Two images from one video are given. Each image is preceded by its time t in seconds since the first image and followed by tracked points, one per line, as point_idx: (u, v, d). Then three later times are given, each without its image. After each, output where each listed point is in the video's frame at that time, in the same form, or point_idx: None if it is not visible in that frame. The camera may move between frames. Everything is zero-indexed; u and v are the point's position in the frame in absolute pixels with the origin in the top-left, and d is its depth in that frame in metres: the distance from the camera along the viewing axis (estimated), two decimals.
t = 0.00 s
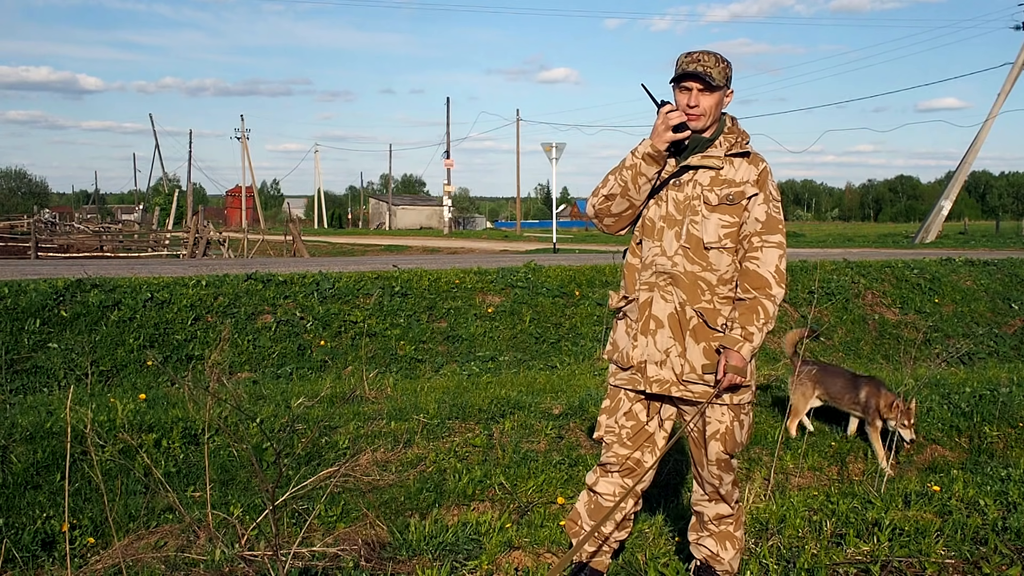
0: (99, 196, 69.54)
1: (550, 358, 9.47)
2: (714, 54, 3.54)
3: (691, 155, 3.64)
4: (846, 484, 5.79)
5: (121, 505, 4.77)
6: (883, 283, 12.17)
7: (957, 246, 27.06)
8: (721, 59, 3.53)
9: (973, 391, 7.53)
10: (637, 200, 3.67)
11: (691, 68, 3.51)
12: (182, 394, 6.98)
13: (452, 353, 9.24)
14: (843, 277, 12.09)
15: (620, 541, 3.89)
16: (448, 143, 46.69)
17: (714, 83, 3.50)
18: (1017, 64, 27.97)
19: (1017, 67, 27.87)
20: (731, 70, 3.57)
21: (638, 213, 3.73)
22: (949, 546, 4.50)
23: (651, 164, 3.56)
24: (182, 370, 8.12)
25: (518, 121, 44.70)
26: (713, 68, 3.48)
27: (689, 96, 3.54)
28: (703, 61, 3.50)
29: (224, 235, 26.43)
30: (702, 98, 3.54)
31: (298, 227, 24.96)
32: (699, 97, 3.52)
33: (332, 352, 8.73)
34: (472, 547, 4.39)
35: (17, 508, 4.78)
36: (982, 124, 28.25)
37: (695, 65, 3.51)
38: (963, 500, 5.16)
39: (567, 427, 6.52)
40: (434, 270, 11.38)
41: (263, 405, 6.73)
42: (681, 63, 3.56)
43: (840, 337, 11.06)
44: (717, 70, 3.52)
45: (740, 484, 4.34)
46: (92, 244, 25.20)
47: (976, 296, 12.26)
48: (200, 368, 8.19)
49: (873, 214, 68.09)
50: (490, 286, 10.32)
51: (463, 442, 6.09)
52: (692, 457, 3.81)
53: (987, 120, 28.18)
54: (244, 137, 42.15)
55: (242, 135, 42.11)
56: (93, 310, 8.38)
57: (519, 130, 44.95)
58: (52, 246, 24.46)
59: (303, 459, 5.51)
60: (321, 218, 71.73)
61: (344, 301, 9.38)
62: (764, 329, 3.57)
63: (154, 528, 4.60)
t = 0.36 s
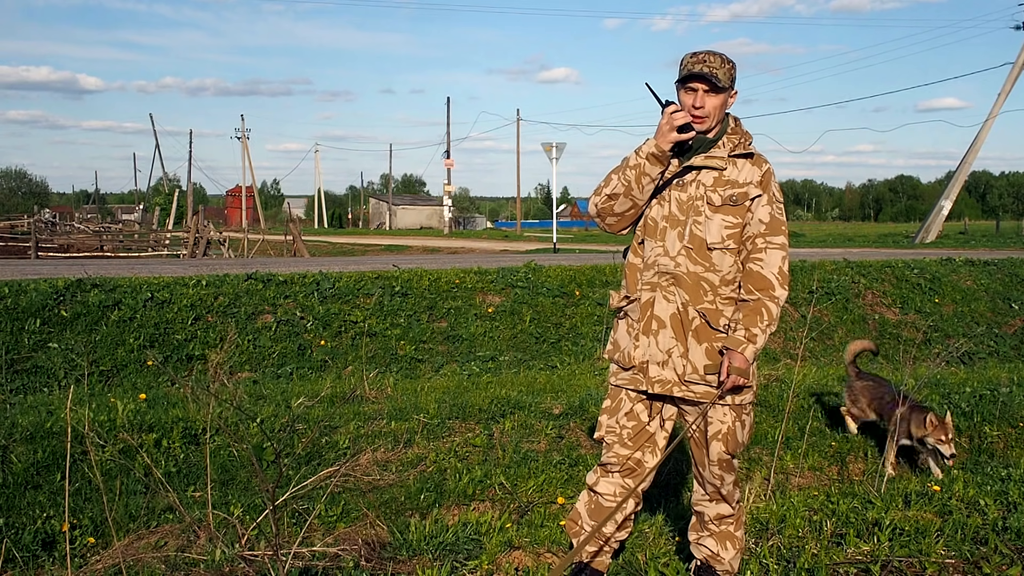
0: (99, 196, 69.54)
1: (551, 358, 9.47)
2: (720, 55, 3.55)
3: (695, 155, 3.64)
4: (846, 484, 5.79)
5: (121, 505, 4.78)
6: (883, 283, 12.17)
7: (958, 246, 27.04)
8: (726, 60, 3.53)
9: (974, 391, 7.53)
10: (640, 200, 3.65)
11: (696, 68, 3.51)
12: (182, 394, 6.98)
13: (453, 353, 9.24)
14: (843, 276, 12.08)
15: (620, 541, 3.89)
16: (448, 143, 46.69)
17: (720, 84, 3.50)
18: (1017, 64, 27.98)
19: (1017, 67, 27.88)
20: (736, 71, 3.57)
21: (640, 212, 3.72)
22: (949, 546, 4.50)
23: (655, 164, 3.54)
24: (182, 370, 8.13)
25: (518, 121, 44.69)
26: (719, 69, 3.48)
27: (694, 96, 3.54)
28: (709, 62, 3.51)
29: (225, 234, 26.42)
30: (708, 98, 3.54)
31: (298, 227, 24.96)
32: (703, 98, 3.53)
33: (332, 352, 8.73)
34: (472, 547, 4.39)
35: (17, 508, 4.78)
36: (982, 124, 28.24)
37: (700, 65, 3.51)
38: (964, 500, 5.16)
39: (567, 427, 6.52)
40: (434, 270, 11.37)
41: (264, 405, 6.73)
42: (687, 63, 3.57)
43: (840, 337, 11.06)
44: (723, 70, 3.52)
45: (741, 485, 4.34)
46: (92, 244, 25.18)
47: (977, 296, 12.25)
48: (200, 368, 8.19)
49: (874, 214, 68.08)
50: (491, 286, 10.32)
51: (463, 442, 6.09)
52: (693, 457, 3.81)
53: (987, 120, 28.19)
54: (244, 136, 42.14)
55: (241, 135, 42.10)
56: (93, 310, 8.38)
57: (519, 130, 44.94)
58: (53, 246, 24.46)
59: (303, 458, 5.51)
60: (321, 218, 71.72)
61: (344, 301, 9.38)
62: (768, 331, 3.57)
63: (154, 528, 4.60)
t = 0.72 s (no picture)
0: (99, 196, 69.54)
1: (551, 358, 9.47)
2: (719, 53, 3.54)
3: (697, 155, 3.65)
4: (847, 484, 5.79)
5: (121, 505, 4.78)
6: (884, 283, 12.17)
7: (959, 245, 27.04)
8: (726, 58, 3.52)
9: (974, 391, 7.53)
10: (642, 200, 3.65)
11: (696, 66, 3.51)
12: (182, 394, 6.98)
13: (453, 352, 9.24)
14: (844, 276, 12.08)
15: (620, 541, 3.89)
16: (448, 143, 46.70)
17: (720, 82, 3.49)
18: (1017, 63, 27.99)
19: (1017, 67, 27.90)
20: (736, 69, 3.56)
21: (642, 212, 3.71)
22: (949, 546, 4.49)
23: (657, 164, 3.55)
24: (183, 370, 8.13)
25: (518, 121, 44.71)
26: (719, 67, 3.48)
27: (695, 94, 3.53)
28: (709, 60, 3.50)
29: (225, 234, 26.42)
30: (708, 97, 3.54)
31: (298, 227, 24.96)
32: (704, 96, 3.52)
33: (332, 352, 8.73)
34: (472, 547, 4.39)
35: (17, 508, 4.78)
36: (982, 124, 28.25)
37: (700, 63, 3.51)
38: (964, 500, 5.16)
39: (567, 427, 6.52)
40: (434, 270, 11.37)
41: (264, 405, 6.73)
42: (687, 62, 3.56)
43: (840, 337, 11.06)
44: (723, 68, 3.52)
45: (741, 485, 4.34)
46: (92, 244, 25.18)
47: (977, 296, 12.26)
48: (200, 367, 8.19)
49: (874, 214, 68.07)
50: (491, 286, 10.32)
51: (463, 442, 6.10)
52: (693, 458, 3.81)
53: (987, 120, 28.21)
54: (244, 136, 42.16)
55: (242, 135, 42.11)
56: (94, 309, 8.38)
57: (519, 130, 44.95)
58: (53, 246, 24.46)
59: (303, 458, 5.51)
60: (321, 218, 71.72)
61: (344, 300, 9.38)
62: (771, 332, 3.57)
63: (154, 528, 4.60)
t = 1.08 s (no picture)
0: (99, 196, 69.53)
1: (551, 357, 9.47)
2: (719, 52, 3.55)
3: (699, 154, 3.64)
4: (847, 484, 5.79)
5: (121, 505, 4.78)
6: (884, 282, 12.16)
7: (959, 245, 27.03)
8: (726, 57, 3.53)
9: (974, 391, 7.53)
10: (643, 198, 3.65)
11: (695, 66, 3.52)
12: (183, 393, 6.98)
13: (453, 352, 9.24)
14: (844, 276, 12.08)
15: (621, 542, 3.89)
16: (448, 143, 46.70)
17: (720, 80, 3.49)
18: (1017, 63, 28.00)
19: (1017, 66, 27.91)
20: (736, 68, 3.56)
21: (644, 212, 3.72)
22: (949, 545, 4.49)
23: (658, 162, 3.55)
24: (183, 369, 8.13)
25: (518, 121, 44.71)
26: (719, 65, 3.49)
27: (695, 94, 3.53)
28: (708, 58, 3.51)
29: (225, 234, 26.41)
30: (708, 96, 3.53)
31: (298, 227, 24.96)
32: (705, 95, 3.52)
33: (332, 352, 8.74)
34: (472, 546, 4.39)
35: (18, 507, 4.78)
36: (982, 124, 28.27)
37: (700, 62, 3.52)
38: (964, 500, 5.17)
39: (567, 427, 6.52)
40: (435, 269, 11.36)
41: (264, 405, 6.73)
42: (687, 61, 3.57)
43: (840, 336, 11.06)
44: (723, 67, 3.52)
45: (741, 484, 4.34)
46: (92, 244, 25.17)
47: (977, 296, 12.26)
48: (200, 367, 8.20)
49: (874, 214, 68.08)
50: (491, 286, 10.31)
51: (464, 442, 6.10)
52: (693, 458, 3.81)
53: (987, 120, 28.24)
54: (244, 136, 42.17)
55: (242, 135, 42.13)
56: (94, 309, 8.37)
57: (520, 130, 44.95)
58: (53, 246, 24.45)
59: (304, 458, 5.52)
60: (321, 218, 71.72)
61: (344, 300, 9.38)
62: (772, 333, 3.57)
63: (155, 528, 4.61)
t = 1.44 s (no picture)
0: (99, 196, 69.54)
1: (551, 357, 9.48)
2: (728, 52, 3.52)
3: (706, 155, 3.61)
4: (847, 484, 5.79)
5: (121, 505, 4.79)
6: (885, 282, 12.16)
7: (960, 246, 27.01)
8: (736, 56, 3.49)
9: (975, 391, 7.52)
10: (650, 200, 3.69)
11: (704, 65, 3.49)
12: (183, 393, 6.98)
13: (453, 352, 9.24)
14: (844, 276, 12.08)
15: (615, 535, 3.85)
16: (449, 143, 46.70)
17: (728, 81, 3.46)
18: (1017, 63, 28.00)
19: (1017, 66, 27.91)
20: (746, 67, 3.53)
21: (652, 212, 3.75)
22: (950, 545, 4.50)
23: (664, 164, 3.58)
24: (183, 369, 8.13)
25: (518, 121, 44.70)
26: (727, 65, 3.46)
27: (703, 94, 3.50)
28: (717, 59, 3.48)
29: (226, 234, 26.42)
30: (716, 96, 3.50)
31: (298, 227, 24.96)
32: (712, 96, 3.48)
33: (332, 352, 8.74)
34: (473, 546, 4.38)
35: (18, 507, 4.78)
36: (982, 124, 28.29)
37: (708, 62, 3.49)
38: (964, 499, 5.17)
39: (567, 427, 6.51)
40: (435, 269, 11.36)
41: (264, 404, 6.73)
42: (696, 60, 3.54)
43: (841, 336, 11.06)
44: (731, 67, 3.49)
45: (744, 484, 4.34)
46: (92, 244, 25.18)
47: (978, 296, 12.26)
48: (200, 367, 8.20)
49: (874, 213, 68.09)
50: (491, 285, 10.31)
51: (464, 441, 6.10)
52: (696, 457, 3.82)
53: (987, 120, 28.26)
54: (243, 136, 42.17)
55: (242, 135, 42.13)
56: (94, 309, 8.37)
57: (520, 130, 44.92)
58: (54, 246, 24.46)
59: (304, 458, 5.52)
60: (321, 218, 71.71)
61: (345, 300, 9.38)
62: (776, 337, 3.54)
63: (154, 528, 4.61)
